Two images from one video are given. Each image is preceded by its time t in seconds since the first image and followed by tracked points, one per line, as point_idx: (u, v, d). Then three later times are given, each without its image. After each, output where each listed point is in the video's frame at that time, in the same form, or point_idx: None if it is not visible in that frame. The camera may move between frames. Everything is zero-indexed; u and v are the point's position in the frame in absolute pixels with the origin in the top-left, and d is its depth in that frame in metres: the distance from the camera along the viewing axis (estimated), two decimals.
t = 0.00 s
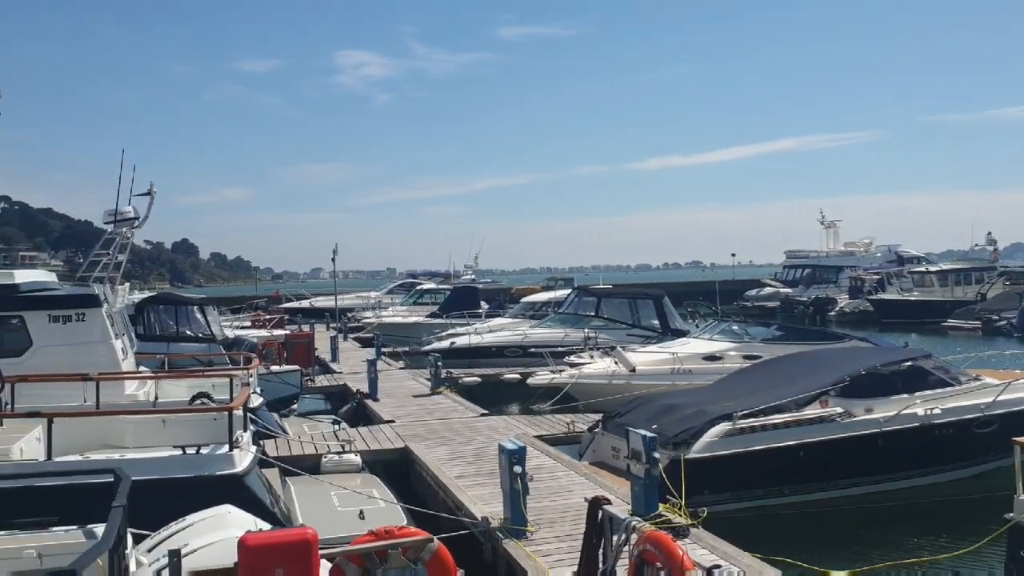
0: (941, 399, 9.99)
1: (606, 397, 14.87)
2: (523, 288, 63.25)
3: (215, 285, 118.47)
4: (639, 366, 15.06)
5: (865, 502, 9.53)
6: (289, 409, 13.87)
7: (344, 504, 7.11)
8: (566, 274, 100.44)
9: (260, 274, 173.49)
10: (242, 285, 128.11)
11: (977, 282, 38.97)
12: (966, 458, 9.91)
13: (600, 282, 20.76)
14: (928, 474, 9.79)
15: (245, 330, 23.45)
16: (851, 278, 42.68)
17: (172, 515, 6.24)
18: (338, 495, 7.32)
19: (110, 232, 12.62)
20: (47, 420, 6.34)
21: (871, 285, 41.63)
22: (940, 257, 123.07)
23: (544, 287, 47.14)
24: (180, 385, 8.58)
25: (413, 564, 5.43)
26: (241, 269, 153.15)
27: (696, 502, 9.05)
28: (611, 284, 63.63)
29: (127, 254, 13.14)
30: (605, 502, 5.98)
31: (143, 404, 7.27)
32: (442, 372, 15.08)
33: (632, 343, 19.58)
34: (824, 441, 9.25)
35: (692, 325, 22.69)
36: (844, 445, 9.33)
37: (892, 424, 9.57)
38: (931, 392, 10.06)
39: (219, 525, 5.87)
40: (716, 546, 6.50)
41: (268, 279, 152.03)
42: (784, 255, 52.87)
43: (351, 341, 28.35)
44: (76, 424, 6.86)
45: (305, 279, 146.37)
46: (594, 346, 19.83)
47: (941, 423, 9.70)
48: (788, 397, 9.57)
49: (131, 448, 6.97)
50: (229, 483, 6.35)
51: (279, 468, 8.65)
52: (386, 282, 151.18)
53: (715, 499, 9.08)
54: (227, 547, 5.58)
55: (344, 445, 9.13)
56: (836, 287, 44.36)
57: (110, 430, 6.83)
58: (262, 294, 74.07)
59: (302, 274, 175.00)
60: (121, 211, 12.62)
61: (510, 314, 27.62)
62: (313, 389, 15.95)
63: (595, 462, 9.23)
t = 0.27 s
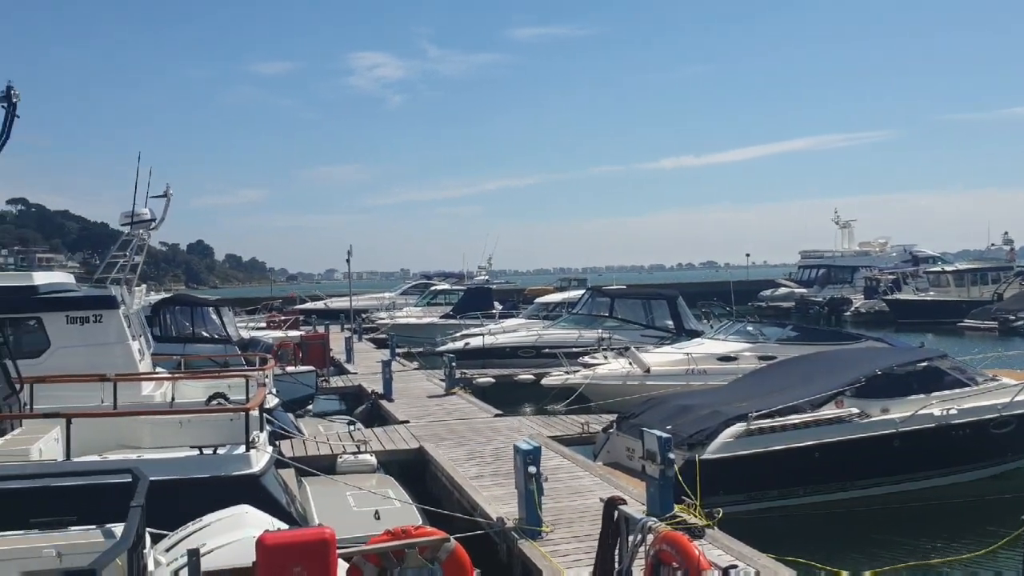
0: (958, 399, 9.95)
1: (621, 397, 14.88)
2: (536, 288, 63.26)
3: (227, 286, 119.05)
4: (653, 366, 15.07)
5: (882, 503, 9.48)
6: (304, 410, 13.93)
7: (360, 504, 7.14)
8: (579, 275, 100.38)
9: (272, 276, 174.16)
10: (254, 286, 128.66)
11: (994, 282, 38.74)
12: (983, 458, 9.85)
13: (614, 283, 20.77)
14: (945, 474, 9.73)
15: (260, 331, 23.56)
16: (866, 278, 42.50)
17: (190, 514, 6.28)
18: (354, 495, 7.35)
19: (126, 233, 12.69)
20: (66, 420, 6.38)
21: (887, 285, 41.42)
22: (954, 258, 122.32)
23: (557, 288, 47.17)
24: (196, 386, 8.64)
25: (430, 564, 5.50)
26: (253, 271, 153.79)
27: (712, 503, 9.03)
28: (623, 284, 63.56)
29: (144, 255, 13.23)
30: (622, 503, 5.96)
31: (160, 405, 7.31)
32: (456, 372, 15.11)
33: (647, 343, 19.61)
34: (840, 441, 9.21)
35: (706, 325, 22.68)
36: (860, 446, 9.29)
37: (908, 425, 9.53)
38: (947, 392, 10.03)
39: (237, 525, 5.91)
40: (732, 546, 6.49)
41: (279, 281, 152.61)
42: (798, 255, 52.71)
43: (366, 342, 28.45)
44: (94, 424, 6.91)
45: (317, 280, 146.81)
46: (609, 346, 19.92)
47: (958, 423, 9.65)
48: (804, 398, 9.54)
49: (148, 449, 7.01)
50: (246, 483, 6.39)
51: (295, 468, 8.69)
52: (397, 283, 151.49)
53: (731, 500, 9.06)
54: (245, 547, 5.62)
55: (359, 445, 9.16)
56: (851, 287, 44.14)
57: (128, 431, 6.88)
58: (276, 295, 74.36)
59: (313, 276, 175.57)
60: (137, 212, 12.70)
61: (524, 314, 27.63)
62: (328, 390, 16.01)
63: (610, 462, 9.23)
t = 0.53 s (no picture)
0: (971, 399, 9.92)
1: (633, 397, 14.89)
2: (547, 287, 63.27)
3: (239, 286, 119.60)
4: (666, 366, 15.08)
5: (893, 503, 9.44)
6: (318, 408, 13.99)
7: (374, 502, 7.16)
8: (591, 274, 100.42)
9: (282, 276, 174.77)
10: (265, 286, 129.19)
11: (1009, 281, 38.57)
12: (995, 458, 9.81)
13: (627, 282, 20.76)
14: (957, 474, 9.69)
15: (274, 329, 23.69)
16: (880, 277, 42.35)
17: (205, 511, 6.33)
18: (368, 493, 7.38)
19: (141, 232, 12.78)
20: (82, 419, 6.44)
21: (901, 284, 41.26)
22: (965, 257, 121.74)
23: (570, 287, 47.19)
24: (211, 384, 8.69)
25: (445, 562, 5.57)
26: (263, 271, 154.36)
27: (724, 502, 9.02)
28: (635, 283, 63.49)
29: (158, 255, 13.33)
30: (635, 500, 5.99)
31: (176, 403, 7.36)
32: (469, 371, 15.14)
33: (659, 342, 19.61)
34: (853, 441, 9.19)
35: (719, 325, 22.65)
36: (873, 445, 9.26)
37: (922, 424, 9.49)
38: (962, 391, 10.00)
39: (253, 522, 5.95)
40: (746, 546, 6.49)
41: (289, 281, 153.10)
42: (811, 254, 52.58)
43: (379, 341, 28.52)
44: (110, 423, 6.96)
45: (326, 280, 147.18)
46: (621, 345, 19.95)
47: (972, 423, 9.61)
48: (817, 397, 9.52)
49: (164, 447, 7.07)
50: (261, 480, 6.42)
51: (310, 466, 8.73)
52: (407, 283, 151.72)
53: (743, 499, 9.05)
54: (261, 544, 5.67)
55: (373, 443, 9.20)
56: (865, 286, 43.93)
57: (144, 429, 6.93)
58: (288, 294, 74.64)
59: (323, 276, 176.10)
60: (152, 212, 12.80)
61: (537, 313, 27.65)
62: (341, 389, 16.07)
63: (623, 461, 9.24)
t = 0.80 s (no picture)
0: (985, 399, 9.88)
1: (644, 396, 14.90)
2: (557, 287, 63.28)
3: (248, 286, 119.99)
4: (677, 366, 15.12)
5: (906, 503, 9.42)
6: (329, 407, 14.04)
7: (385, 501, 7.19)
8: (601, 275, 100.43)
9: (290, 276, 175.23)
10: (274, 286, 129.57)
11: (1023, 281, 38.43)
12: (1008, 459, 9.71)
13: (637, 281, 20.72)
14: (971, 475, 9.62)
15: (286, 329, 23.78)
16: (892, 277, 42.24)
17: (218, 510, 6.38)
18: (380, 492, 7.39)
19: (153, 232, 12.87)
20: (96, 418, 6.48)
21: (914, 284, 41.13)
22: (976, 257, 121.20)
23: (580, 286, 47.24)
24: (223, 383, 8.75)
25: (458, 561, 5.65)
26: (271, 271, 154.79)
27: (737, 502, 9.01)
28: (645, 283, 63.43)
29: (170, 254, 13.44)
30: (647, 499, 6.00)
31: (187, 403, 7.38)
32: (479, 370, 15.17)
33: (670, 342, 19.53)
34: (866, 441, 9.17)
35: (730, 325, 22.59)
36: (886, 445, 9.23)
37: (935, 424, 9.46)
38: (975, 392, 9.97)
39: (266, 521, 5.99)
40: (757, 546, 6.50)
41: (298, 281, 153.50)
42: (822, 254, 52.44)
43: (390, 340, 28.60)
44: (124, 421, 7.00)
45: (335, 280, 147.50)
46: (632, 345, 19.95)
47: (985, 423, 9.57)
48: (829, 397, 9.50)
49: (177, 445, 7.11)
50: (273, 479, 6.46)
51: (322, 465, 8.77)
52: (415, 283, 151.92)
53: (755, 499, 9.04)
54: (274, 543, 5.71)
55: (385, 442, 9.23)
56: (877, 286, 43.70)
57: (157, 427, 6.97)
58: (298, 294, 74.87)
59: (331, 276, 176.50)
60: (164, 212, 12.89)
61: (547, 313, 27.68)
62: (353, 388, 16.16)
63: (634, 461, 9.25)
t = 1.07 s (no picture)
0: (1005, 399, 9.82)
1: (663, 395, 14.89)
2: (571, 285, 63.25)
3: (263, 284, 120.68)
4: (695, 365, 15.22)
5: (923, 504, 9.35)
6: (346, 405, 14.12)
7: (403, 498, 7.22)
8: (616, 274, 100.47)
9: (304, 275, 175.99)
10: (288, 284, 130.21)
11: None
12: None
13: (654, 281, 20.75)
14: (993, 474, 9.56)
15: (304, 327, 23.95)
16: (910, 276, 42.02)
17: (237, 507, 6.44)
18: (398, 490, 7.42)
19: (174, 231, 13.01)
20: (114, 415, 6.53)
21: (932, 283, 40.89)
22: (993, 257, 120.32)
23: (597, 285, 47.31)
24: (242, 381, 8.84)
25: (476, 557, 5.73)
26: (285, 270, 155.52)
27: (755, 502, 8.96)
28: (659, 283, 63.46)
29: (190, 253, 13.62)
30: (665, 498, 6.00)
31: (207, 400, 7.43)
32: (496, 369, 15.20)
33: (687, 341, 19.73)
34: (886, 440, 9.13)
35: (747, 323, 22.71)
36: (906, 445, 9.19)
37: (955, 424, 9.40)
38: (995, 391, 9.91)
39: (285, 518, 6.06)
40: (776, 545, 6.50)
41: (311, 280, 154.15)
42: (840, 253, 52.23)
43: (406, 338, 28.72)
44: (142, 418, 7.06)
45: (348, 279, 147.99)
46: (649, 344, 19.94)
47: (1006, 423, 9.51)
48: (849, 396, 9.46)
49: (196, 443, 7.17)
50: (292, 476, 6.51)
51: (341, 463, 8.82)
52: (428, 282, 152.27)
53: (772, 499, 9.00)
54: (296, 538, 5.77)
55: (403, 440, 9.28)
56: (896, 285, 43.25)
57: (176, 425, 7.01)
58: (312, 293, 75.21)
59: (345, 275, 177.15)
60: (185, 211, 13.02)
61: (564, 311, 27.71)
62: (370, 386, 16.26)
63: (651, 460, 9.28)
